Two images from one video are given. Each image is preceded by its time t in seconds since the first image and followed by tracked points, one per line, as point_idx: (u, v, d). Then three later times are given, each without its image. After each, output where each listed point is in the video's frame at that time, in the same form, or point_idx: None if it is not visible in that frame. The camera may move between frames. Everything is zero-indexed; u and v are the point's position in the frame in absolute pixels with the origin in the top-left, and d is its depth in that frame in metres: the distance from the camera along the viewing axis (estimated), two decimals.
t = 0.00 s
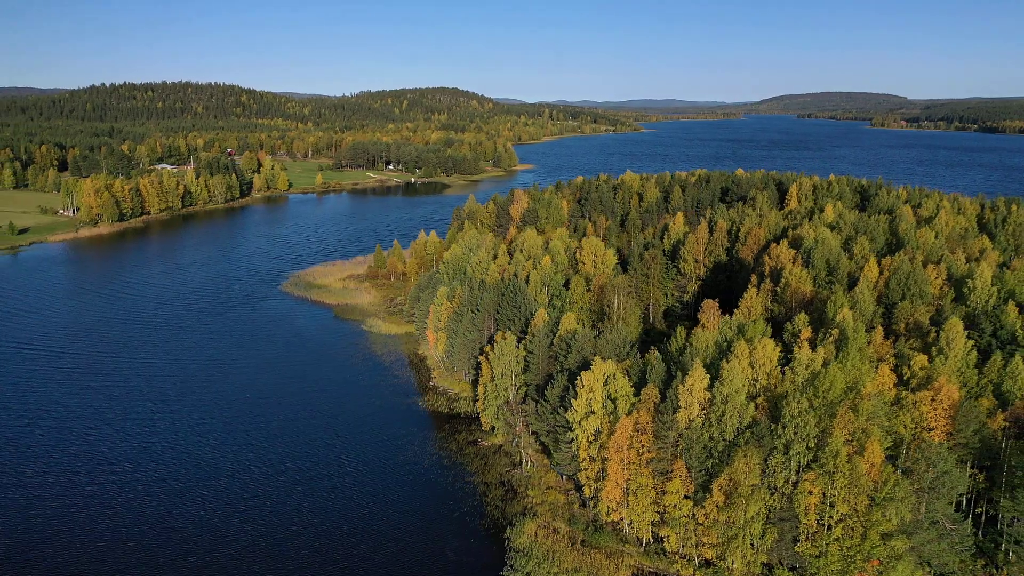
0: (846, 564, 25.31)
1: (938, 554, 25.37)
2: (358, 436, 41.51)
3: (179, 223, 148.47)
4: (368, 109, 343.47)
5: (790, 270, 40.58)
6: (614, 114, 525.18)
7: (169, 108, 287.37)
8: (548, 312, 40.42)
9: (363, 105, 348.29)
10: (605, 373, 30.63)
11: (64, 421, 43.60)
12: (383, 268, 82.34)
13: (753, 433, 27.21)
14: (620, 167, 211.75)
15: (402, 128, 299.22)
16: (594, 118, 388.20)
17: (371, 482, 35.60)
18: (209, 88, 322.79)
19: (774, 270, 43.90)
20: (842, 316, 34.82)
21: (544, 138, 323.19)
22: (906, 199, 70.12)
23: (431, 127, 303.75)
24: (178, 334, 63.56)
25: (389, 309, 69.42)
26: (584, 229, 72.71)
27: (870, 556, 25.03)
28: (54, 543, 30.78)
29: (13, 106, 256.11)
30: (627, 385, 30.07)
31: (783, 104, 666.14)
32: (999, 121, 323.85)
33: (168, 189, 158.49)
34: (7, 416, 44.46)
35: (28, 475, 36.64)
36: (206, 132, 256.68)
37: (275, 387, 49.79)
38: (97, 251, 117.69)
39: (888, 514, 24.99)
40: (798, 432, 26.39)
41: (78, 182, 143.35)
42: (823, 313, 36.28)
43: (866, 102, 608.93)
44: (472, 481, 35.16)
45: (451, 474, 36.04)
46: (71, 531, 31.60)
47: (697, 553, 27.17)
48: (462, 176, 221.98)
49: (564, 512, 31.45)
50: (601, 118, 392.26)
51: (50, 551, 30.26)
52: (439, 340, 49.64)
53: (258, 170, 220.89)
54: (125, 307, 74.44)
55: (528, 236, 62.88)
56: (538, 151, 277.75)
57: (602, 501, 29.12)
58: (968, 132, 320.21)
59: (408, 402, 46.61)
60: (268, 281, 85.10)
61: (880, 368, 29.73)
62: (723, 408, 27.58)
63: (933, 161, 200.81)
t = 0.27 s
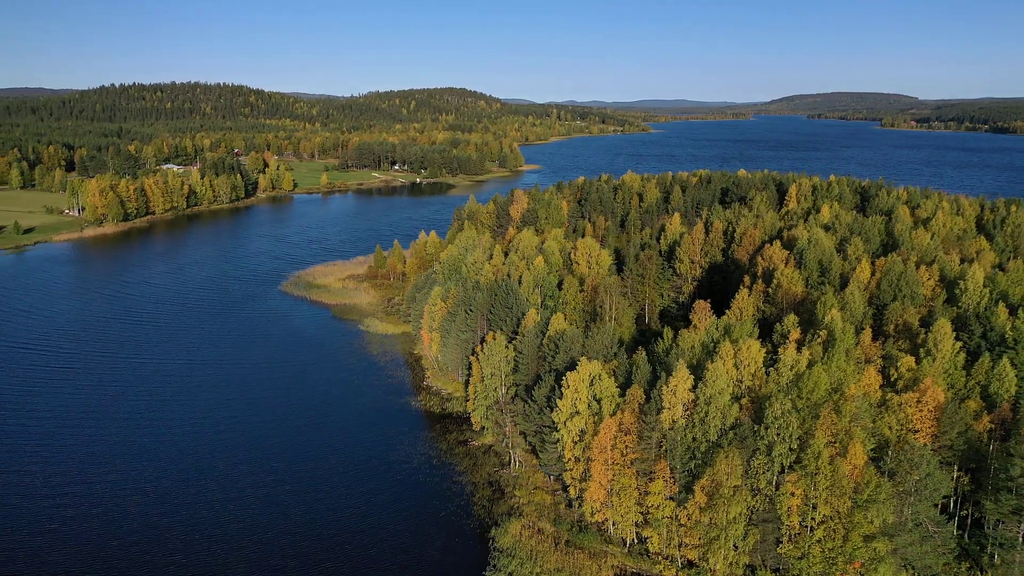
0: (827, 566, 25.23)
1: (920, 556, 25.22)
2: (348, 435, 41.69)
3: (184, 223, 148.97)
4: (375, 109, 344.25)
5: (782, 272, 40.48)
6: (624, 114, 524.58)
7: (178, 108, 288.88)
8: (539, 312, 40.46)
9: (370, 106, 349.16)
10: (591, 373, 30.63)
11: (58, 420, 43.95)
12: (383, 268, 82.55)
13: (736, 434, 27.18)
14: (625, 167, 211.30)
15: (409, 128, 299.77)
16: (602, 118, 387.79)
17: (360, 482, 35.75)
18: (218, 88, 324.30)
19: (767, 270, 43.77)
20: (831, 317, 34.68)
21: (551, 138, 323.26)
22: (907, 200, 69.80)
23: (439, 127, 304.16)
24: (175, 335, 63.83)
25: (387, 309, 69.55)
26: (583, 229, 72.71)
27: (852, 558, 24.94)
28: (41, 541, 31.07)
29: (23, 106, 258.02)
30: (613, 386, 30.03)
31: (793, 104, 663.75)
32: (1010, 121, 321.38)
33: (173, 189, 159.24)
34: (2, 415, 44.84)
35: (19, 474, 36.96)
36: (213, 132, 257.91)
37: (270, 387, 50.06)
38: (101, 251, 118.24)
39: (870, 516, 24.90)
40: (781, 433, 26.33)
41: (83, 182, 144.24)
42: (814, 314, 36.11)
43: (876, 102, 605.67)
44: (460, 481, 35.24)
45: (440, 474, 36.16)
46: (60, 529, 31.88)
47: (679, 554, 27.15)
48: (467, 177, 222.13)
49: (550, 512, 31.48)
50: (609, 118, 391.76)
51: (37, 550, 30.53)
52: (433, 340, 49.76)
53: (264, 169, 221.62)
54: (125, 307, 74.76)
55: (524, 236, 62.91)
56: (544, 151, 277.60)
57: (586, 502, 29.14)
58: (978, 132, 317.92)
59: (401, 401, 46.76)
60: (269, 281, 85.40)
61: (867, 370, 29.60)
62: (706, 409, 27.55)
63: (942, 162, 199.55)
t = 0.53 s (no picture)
0: (809, 568, 25.16)
1: (903, 559, 25.11)
2: (340, 435, 41.87)
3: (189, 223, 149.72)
4: (383, 109, 344.73)
5: (774, 273, 40.42)
6: (632, 114, 523.41)
7: (187, 109, 290.43)
8: (529, 312, 40.50)
9: (378, 106, 349.72)
10: (577, 374, 30.67)
11: (54, 419, 44.30)
12: (383, 268, 82.73)
13: (720, 435, 27.13)
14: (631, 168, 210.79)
15: (416, 129, 300.09)
16: (610, 118, 386.97)
17: (348, 481, 35.95)
18: (226, 89, 325.73)
19: (760, 271, 43.67)
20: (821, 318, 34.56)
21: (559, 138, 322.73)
22: (907, 201, 69.56)
23: (446, 128, 304.28)
24: (174, 334, 64.20)
25: (385, 309, 69.72)
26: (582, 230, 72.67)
27: (834, 560, 24.86)
28: (31, 538, 31.44)
29: (33, 106, 259.90)
30: (598, 386, 30.05)
31: (802, 105, 660.78)
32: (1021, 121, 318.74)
33: (178, 188, 160.02)
34: None
35: (12, 471, 37.34)
36: (221, 133, 259.04)
37: (265, 386, 50.29)
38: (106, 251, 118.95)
39: (852, 518, 24.81)
40: (763, 435, 26.28)
41: (89, 182, 145.18)
42: (804, 315, 36.00)
43: (885, 103, 602.79)
44: (449, 481, 35.32)
45: (429, 473, 36.29)
46: (49, 528, 32.13)
47: (663, 554, 27.15)
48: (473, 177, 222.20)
49: (536, 512, 31.56)
50: (617, 118, 390.95)
51: (26, 548, 30.79)
52: (428, 340, 49.89)
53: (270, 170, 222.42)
54: (126, 306, 75.20)
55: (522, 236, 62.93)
56: (551, 152, 277.35)
57: (571, 502, 29.20)
58: (989, 133, 315.30)
59: (395, 400, 46.94)
60: (270, 281, 85.77)
61: (853, 372, 29.53)
62: (690, 410, 27.53)
63: (951, 162, 197.94)
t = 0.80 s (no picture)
0: (795, 569, 25.09)
1: (889, 560, 25.03)
2: (333, 434, 41.99)
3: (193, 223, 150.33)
4: (389, 110, 345.40)
5: (767, 273, 40.38)
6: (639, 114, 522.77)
7: (194, 109, 291.72)
8: (522, 312, 40.53)
9: (385, 106, 350.44)
10: (565, 374, 30.69)
11: (50, 418, 44.61)
12: (383, 268, 82.83)
13: (707, 436, 27.12)
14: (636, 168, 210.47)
15: (422, 129, 300.47)
16: (616, 119, 386.57)
17: (339, 480, 36.07)
18: (234, 89, 327.07)
19: (754, 272, 43.59)
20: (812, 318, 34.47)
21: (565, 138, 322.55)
22: (908, 201, 69.32)
23: (452, 128, 304.55)
24: (173, 334, 64.47)
25: (384, 309, 69.84)
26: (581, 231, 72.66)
27: (818, 561, 24.80)
28: (22, 536, 31.68)
29: (42, 107, 261.56)
30: (587, 386, 30.06)
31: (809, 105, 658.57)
32: None
33: (182, 189, 160.67)
34: None
35: (6, 470, 37.62)
36: (227, 133, 260.00)
37: (261, 386, 50.47)
38: (110, 250, 119.52)
39: (837, 519, 24.73)
40: (750, 436, 26.20)
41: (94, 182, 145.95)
42: (796, 316, 35.92)
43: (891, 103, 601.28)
44: (440, 481, 35.38)
45: (420, 472, 36.36)
46: (40, 526, 32.35)
47: (649, 555, 27.18)
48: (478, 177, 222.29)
49: (525, 512, 31.60)
50: (624, 118, 390.48)
51: (17, 545, 31.03)
52: (423, 340, 49.98)
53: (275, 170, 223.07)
54: (126, 306, 75.52)
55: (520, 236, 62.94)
56: (557, 152, 277.23)
57: (558, 502, 29.24)
58: (998, 133, 313.33)
59: (390, 400, 47.04)
60: (270, 280, 86.06)
61: (842, 372, 29.46)
62: (676, 411, 27.51)
63: (959, 163, 196.79)
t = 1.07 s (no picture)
0: (777, 570, 25.02)
1: (872, 561, 24.91)
2: (326, 433, 42.15)
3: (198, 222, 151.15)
4: (397, 110, 346.17)
5: (760, 274, 40.30)
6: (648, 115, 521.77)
7: (203, 109, 293.17)
8: (513, 313, 40.58)
9: (393, 107, 351.26)
10: (552, 374, 30.73)
11: (46, 416, 45.02)
12: (383, 268, 82.96)
13: (691, 436, 27.10)
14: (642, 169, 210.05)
15: (430, 129, 300.90)
16: (624, 119, 386.06)
17: (329, 480, 36.22)
18: (242, 90, 328.67)
19: (748, 272, 43.50)
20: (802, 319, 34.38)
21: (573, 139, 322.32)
22: (909, 202, 68.92)
23: (459, 129, 304.92)
24: (173, 333, 64.86)
25: (382, 309, 70.00)
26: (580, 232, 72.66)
27: (801, 563, 24.73)
28: (12, 533, 31.98)
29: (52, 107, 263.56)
30: (573, 386, 30.09)
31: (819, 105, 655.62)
32: None
33: (188, 188, 161.47)
34: None
35: None
36: (235, 133, 261.19)
37: (257, 385, 50.71)
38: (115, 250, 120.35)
39: (820, 520, 24.65)
40: (733, 436, 26.16)
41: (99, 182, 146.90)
42: (786, 317, 35.84)
43: (902, 104, 597.75)
44: (429, 480, 35.49)
45: (409, 472, 36.46)
46: (30, 523, 32.68)
47: (633, 555, 27.19)
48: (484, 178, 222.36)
49: (512, 512, 31.64)
50: (632, 119, 389.88)
51: (6, 542, 31.37)
52: (418, 340, 50.11)
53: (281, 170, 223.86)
54: (128, 305, 76.00)
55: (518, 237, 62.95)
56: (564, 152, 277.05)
57: (544, 502, 29.28)
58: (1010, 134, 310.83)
59: (384, 400, 47.18)
60: (271, 280, 86.40)
61: (828, 373, 29.37)
62: (661, 411, 27.51)
63: (968, 164, 195.42)
